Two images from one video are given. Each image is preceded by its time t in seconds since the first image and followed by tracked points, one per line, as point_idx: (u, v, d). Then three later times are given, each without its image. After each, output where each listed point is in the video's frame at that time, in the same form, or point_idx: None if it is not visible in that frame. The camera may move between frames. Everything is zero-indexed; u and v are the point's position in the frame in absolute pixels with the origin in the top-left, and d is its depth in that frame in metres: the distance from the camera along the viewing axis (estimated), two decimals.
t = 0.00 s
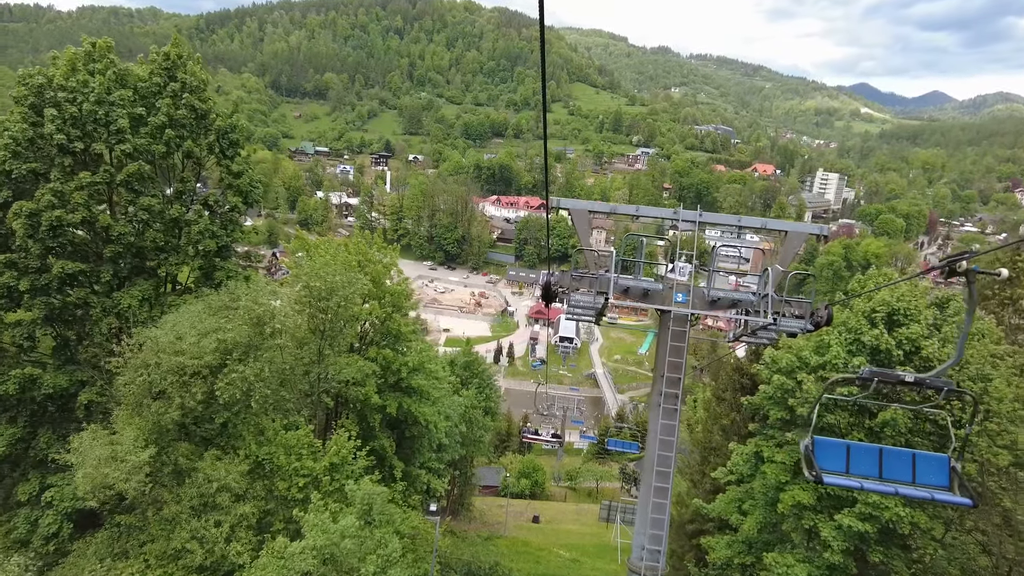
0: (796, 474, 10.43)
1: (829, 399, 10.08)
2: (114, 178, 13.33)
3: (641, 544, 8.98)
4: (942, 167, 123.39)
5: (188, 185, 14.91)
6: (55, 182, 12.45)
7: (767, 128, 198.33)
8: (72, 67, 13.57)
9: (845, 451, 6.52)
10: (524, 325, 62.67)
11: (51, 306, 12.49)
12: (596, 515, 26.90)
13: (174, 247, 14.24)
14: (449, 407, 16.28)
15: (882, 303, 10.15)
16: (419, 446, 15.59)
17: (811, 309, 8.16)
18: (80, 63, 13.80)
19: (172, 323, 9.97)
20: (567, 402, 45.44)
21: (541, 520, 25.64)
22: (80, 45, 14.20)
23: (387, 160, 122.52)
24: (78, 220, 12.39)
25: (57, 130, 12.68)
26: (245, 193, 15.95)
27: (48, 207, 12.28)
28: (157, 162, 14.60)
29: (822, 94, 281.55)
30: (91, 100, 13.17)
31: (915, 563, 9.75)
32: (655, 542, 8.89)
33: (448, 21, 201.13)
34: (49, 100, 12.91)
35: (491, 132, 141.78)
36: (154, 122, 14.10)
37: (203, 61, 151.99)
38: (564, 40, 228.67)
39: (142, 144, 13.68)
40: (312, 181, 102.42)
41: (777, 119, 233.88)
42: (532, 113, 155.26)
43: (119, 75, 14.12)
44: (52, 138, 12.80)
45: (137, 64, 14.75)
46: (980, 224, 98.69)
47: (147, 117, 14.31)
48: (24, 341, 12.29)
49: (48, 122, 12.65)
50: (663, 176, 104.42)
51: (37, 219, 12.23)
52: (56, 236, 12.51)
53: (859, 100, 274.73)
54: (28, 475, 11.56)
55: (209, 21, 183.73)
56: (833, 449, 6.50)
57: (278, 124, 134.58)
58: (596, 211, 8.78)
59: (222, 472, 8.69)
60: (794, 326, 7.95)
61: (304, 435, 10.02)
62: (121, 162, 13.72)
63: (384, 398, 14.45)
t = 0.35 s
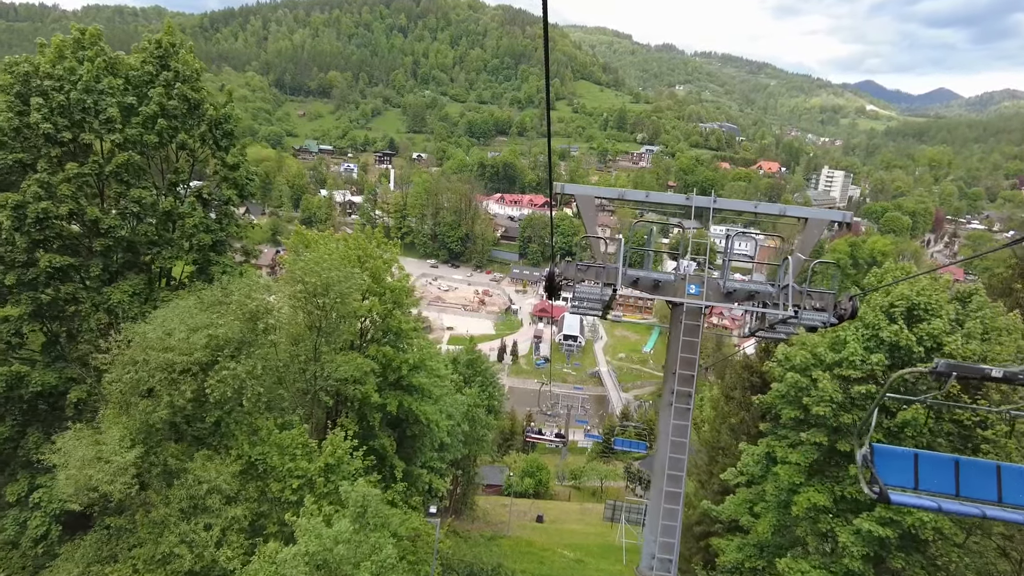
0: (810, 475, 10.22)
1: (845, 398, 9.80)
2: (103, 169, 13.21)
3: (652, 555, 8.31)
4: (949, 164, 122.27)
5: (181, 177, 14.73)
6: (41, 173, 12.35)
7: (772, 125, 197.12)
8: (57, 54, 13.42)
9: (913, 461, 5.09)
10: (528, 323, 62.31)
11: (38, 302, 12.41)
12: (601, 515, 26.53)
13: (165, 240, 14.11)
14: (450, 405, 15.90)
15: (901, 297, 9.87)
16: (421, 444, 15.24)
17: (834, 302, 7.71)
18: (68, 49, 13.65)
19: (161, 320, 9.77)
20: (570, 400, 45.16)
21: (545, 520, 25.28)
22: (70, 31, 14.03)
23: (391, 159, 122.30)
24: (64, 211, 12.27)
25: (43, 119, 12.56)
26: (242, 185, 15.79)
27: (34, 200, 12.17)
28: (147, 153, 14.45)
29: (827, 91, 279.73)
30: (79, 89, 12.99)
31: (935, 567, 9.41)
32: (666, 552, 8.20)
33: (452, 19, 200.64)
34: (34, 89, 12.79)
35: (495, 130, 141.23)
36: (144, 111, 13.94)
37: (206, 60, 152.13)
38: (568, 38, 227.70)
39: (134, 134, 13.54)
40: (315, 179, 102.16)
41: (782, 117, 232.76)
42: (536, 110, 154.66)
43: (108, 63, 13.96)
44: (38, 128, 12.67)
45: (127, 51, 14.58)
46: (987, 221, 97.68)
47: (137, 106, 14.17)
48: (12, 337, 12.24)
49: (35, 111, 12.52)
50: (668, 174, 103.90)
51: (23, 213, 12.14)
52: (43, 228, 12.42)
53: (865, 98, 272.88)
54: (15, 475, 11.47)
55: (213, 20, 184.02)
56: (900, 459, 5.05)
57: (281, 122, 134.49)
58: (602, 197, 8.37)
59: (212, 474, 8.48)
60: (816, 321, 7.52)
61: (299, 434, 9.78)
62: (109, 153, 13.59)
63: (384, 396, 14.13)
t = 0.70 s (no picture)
0: (824, 477, 9.93)
1: (861, 397, 9.49)
2: (88, 159, 13.15)
3: (659, 564, 7.39)
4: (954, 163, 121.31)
5: (172, 168, 14.82)
6: (24, 164, 12.27)
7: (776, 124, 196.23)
8: (41, 42, 13.31)
9: (1012, 478, 5.14)
10: (531, 322, 61.95)
11: (21, 297, 12.38)
12: (603, 514, 26.19)
13: (154, 234, 14.15)
14: (450, 404, 15.53)
15: (920, 292, 9.49)
16: (421, 444, 14.87)
17: (859, 292, 7.02)
18: (53, 37, 13.53)
19: (148, 318, 9.59)
20: (572, 399, 44.86)
21: (547, 519, 24.97)
22: (55, 19, 13.89)
23: (393, 157, 122.03)
24: (48, 202, 12.27)
25: (26, 108, 12.43)
26: (234, 177, 15.75)
27: (17, 191, 12.08)
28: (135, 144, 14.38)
29: (831, 89, 278.22)
30: (63, 75, 12.87)
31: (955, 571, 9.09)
32: (676, 562, 7.31)
33: (455, 17, 200.13)
34: (18, 77, 12.66)
35: (498, 128, 140.86)
36: (133, 102, 13.84)
37: (209, 59, 152.14)
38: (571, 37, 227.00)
39: (121, 123, 13.49)
40: (317, 178, 101.98)
41: (786, 116, 231.72)
42: (539, 109, 154.24)
43: (96, 52, 13.88)
44: (20, 116, 12.54)
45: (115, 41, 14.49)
46: (993, 220, 96.85)
47: (125, 96, 14.07)
48: None
49: (17, 99, 12.36)
50: (671, 172, 103.30)
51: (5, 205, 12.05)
52: (24, 220, 12.35)
53: (869, 96, 271.36)
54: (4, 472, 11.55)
55: (215, 19, 184.02)
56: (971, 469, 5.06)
57: (284, 121, 134.39)
58: (607, 180, 7.85)
59: (200, 476, 8.34)
60: (840, 313, 6.80)
61: (290, 435, 9.56)
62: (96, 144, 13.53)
63: (383, 395, 13.80)
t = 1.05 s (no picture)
0: (839, 477, 9.58)
1: (878, 394, 9.14)
2: (71, 148, 12.96)
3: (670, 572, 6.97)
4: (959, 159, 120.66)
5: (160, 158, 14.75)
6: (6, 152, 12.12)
7: (779, 121, 195.38)
8: (23, 25, 13.08)
9: None
10: (533, 319, 61.62)
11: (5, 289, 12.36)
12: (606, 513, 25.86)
13: (142, 226, 14.13)
14: (450, 402, 15.18)
15: (940, 284, 9.23)
16: (420, 442, 14.49)
17: (887, 279, 6.59)
18: (34, 20, 13.25)
19: (132, 315, 9.56)
20: (574, 397, 44.48)
21: (549, 518, 24.62)
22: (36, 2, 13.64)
23: (395, 154, 121.63)
24: (28, 192, 12.13)
25: (8, 95, 12.26)
26: (224, 167, 15.66)
27: None
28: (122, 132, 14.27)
29: (834, 86, 277.06)
30: (44, 59, 12.69)
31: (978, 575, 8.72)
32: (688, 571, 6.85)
33: (457, 14, 199.43)
34: None
35: (500, 125, 140.47)
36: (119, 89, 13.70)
37: (210, 57, 151.69)
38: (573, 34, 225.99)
39: (107, 111, 13.35)
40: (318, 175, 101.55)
41: (788, 112, 230.64)
42: (541, 106, 153.68)
43: (80, 37, 13.71)
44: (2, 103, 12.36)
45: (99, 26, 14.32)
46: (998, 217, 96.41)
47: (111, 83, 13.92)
48: None
49: None
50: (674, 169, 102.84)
51: None
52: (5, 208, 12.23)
53: (872, 93, 270.15)
54: None
55: (217, 16, 183.49)
56: None
57: (286, 118, 134.02)
58: (613, 161, 7.49)
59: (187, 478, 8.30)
60: (865, 303, 6.37)
61: (279, 434, 9.40)
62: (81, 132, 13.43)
63: (380, 393, 13.46)
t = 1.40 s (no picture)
0: (853, 478, 9.23)
1: (899, 390, 8.81)
2: (52, 135, 12.74)
3: None
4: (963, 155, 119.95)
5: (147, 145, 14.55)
6: None
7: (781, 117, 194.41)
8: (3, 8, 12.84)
9: None
10: (534, 316, 61.23)
11: None
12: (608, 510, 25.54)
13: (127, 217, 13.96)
14: (450, 399, 14.82)
15: (963, 276, 9.04)
16: (418, 441, 14.14)
17: (917, 267, 6.21)
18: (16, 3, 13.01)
19: (114, 310, 9.32)
20: (576, 393, 44.09)
21: (551, 516, 24.24)
22: None
23: (396, 151, 121.11)
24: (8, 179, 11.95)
25: None
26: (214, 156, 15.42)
27: None
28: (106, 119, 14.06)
29: (836, 83, 275.76)
30: (24, 43, 12.45)
31: None
32: None
33: (458, 10, 198.59)
34: None
35: (501, 121, 139.89)
36: (102, 74, 13.46)
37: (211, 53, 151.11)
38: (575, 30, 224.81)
39: (89, 96, 13.10)
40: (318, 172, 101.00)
41: (791, 108, 229.51)
42: (542, 102, 152.97)
43: (63, 20, 13.45)
44: None
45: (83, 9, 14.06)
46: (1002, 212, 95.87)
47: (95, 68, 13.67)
48: None
49: None
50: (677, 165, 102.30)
51: None
52: None
53: (874, 89, 268.66)
54: None
55: (218, 12, 182.63)
56: None
57: (287, 115, 133.51)
58: (619, 139, 7.09)
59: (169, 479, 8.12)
60: (896, 292, 5.97)
61: (264, 433, 9.16)
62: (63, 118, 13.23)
63: (377, 390, 13.10)
